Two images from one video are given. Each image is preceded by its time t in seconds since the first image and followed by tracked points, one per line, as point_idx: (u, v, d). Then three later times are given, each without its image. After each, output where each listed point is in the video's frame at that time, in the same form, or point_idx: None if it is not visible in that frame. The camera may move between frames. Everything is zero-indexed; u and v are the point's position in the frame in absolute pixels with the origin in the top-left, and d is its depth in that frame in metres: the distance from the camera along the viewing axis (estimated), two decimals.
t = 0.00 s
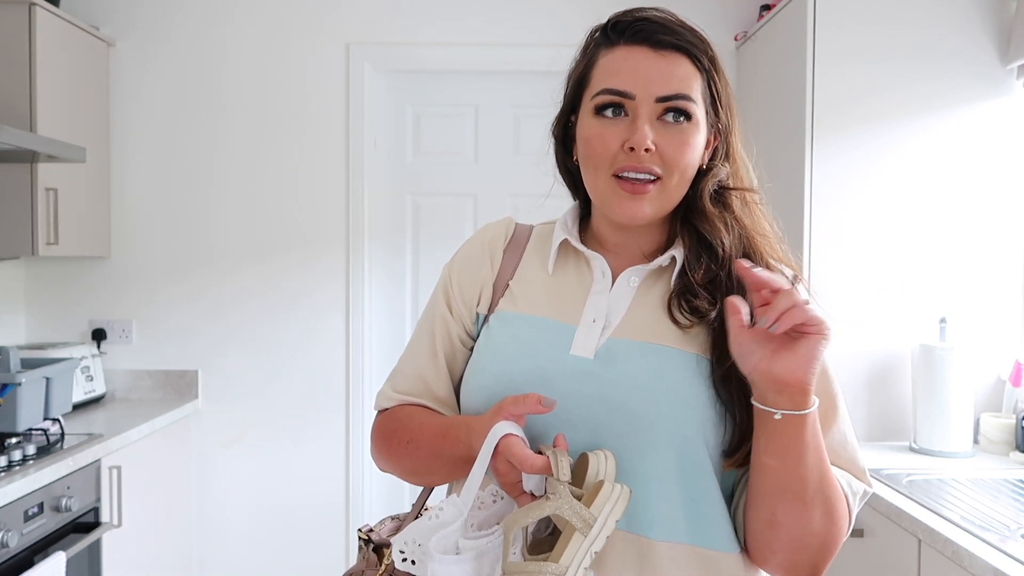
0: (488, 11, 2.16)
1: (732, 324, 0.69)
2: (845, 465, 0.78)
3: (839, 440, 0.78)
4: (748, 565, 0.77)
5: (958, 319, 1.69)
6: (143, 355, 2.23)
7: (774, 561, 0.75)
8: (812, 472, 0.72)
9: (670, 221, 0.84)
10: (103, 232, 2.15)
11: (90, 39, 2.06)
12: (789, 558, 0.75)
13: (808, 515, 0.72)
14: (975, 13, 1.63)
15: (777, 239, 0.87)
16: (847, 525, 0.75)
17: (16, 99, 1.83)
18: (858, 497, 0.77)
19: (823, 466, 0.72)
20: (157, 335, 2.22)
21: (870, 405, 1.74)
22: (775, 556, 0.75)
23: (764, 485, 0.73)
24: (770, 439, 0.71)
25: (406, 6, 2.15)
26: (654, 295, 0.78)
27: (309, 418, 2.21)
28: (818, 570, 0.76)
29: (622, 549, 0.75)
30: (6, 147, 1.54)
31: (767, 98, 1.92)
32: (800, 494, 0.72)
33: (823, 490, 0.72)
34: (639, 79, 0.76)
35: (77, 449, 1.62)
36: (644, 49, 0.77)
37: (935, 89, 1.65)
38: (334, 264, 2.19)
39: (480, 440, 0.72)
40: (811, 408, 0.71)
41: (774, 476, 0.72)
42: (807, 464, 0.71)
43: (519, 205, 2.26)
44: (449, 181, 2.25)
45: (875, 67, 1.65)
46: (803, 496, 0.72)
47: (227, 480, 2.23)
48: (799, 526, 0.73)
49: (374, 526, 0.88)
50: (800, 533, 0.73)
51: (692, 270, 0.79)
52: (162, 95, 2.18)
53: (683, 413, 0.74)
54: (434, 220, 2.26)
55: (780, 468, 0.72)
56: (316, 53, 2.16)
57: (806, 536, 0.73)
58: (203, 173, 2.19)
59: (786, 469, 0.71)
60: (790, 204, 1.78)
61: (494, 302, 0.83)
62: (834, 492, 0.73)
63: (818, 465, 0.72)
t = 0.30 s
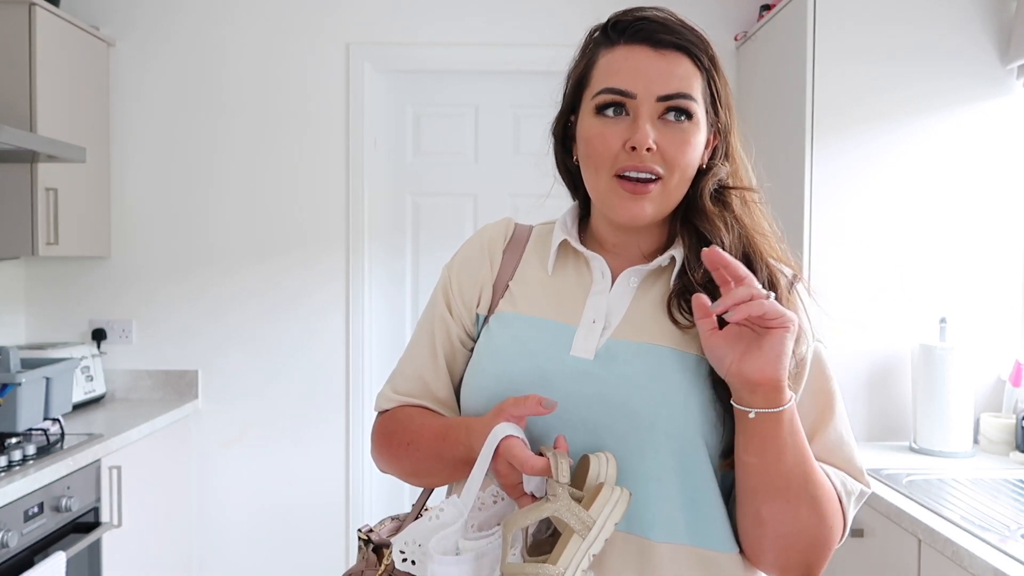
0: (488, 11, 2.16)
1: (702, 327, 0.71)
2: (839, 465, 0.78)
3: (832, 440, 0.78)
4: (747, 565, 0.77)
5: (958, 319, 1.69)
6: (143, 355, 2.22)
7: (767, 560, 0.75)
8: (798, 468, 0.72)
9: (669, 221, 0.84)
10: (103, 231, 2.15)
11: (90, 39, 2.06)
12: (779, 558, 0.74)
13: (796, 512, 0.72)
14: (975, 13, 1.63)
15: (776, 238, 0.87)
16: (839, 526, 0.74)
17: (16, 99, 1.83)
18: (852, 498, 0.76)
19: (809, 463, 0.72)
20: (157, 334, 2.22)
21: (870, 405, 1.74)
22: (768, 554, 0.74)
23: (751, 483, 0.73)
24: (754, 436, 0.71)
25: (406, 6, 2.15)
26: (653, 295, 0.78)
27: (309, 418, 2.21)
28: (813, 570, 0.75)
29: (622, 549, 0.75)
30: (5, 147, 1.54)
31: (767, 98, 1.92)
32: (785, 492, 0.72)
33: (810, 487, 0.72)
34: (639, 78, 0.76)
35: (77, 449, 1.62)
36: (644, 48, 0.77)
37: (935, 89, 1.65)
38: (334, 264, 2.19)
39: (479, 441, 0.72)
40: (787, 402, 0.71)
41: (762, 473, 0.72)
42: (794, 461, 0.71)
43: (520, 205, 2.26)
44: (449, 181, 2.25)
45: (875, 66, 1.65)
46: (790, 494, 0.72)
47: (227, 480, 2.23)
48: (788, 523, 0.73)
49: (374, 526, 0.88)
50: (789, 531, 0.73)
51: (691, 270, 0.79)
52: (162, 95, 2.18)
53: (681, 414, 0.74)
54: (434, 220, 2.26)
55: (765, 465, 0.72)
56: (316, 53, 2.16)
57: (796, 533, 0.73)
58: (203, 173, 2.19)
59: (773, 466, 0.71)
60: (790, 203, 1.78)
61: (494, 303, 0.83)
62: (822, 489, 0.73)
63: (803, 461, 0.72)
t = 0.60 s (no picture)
0: (488, 11, 2.16)
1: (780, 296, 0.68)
2: (848, 465, 0.78)
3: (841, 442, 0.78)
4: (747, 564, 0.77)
5: (958, 319, 1.69)
6: (143, 355, 2.22)
7: (774, 559, 0.75)
8: (817, 469, 0.72)
9: (669, 221, 0.83)
10: (103, 231, 2.15)
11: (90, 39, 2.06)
12: (784, 556, 0.75)
13: (809, 514, 0.73)
14: (975, 13, 1.63)
15: (777, 241, 0.86)
16: (845, 527, 0.75)
17: (16, 99, 1.83)
18: (860, 498, 0.77)
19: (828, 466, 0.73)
20: (157, 334, 2.22)
21: (870, 405, 1.74)
22: (772, 551, 0.75)
23: (771, 481, 0.73)
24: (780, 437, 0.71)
25: (406, 6, 2.15)
26: (653, 296, 0.78)
27: (309, 418, 2.21)
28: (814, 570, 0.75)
29: (620, 549, 0.75)
30: (5, 147, 1.54)
31: (767, 98, 1.92)
32: (798, 488, 0.72)
33: (826, 489, 0.72)
34: (627, 77, 0.76)
35: (77, 449, 1.62)
36: (633, 47, 0.77)
37: (935, 89, 1.65)
38: (334, 264, 2.19)
39: (478, 440, 0.72)
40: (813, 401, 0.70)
41: (785, 473, 0.72)
42: (814, 463, 0.72)
43: (519, 205, 2.26)
44: (449, 181, 2.25)
45: (875, 67, 1.65)
46: (808, 495, 0.72)
47: (227, 480, 2.23)
48: (799, 524, 0.73)
49: (374, 526, 0.88)
50: (801, 532, 0.73)
51: (690, 273, 0.78)
52: (161, 95, 2.18)
53: (682, 415, 0.74)
54: (434, 220, 2.26)
55: (786, 464, 0.72)
56: (316, 53, 2.16)
57: (805, 535, 0.73)
58: (203, 173, 2.19)
59: (796, 465, 0.72)
60: (790, 203, 1.78)
61: (494, 302, 0.83)
62: (837, 492, 0.73)
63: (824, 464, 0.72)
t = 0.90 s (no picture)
0: (488, 11, 2.16)
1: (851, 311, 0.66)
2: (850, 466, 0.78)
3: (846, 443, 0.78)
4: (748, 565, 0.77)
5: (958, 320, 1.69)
6: (143, 355, 2.22)
7: (776, 558, 0.75)
8: (829, 474, 0.72)
9: (670, 222, 0.83)
10: (103, 231, 2.15)
11: (90, 39, 2.06)
12: (790, 557, 0.75)
13: (816, 517, 0.73)
14: (975, 13, 1.63)
15: (778, 239, 0.86)
16: (848, 528, 0.75)
17: (16, 99, 1.83)
18: (860, 498, 0.77)
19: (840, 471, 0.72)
20: (157, 334, 2.22)
21: (870, 405, 1.74)
22: (777, 553, 0.75)
23: (784, 484, 0.72)
24: (798, 443, 0.71)
25: (406, 6, 2.15)
26: (655, 295, 0.78)
27: (309, 418, 2.21)
28: (817, 570, 0.76)
29: (621, 549, 0.75)
30: (5, 147, 1.54)
31: (767, 98, 1.92)
32: (808, 490, 0.72)
33: (835, 494, 0.72)
34: (625, 78, 0.76)
35: (77, 449, 1.63)
36: (631, 48, 0.77)
37: (935, 89, 1.65)
38: (334, 264, 2.19)
39: (479, 440, 0.72)
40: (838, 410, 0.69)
41: (799, 477, 0.72)
42: (827, 469, 0.71)
43: (519, 205, 2.26)
44: (449, 181, 2.25)
45: (875, 67, 1.65)
46: (817, 499, 0.72)
47: (227, 480, 2.23)
48: (805, 526, 0.73)
49: (375, 525, 0.88)
50: (806, 534, 0.73)
51: (690, 274, 0.78)
52: (162, 95, 2.18)
53: (683, 415, 0.74)
54: (434, 220, 2.26)
55: (798, 468, 0.71)
56: (316, 53, 2.16)
57: (810, 537, 0.73)
58: (203, 172, 2.19)
59: (809, 470, 0.71)
60: (790, 203, 1.78)
61: (495, 302, 0.83)
62: (845, 497, 0.73)
63: (838, 470, 0.72)
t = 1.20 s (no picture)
0: (488, 11, 2.15)
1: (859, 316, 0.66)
2: (852, 468, 0.78)
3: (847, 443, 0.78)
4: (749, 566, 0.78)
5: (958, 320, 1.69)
6: (143, 355, 2.22)
7: (777, 561, 0.75)
8: (832, 477, 0.72)
9: (670, 223, 0.83)
10: (103, 231, 2.15)
11: (90, 39, 2.06)
12: (791, 558, 0.75)
13: (818, 520, 0.73)
14: (975, 13, 1.63)
15: (780, 240, 0.86)
16: (851, 531, 0.75)
17: (16, 99, 1.83)
18: (862, 500, 0.77)
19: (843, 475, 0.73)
20: (157, 334, 2.22)
21: (870, 405, 1.74)
22: (779, 554, 0.75)
23: (787, 487, 0.72)
24: (801, 447, 0.71)
25: (406, 6, 2.15)
26: (657, 296, 0.78)
27: (309, 418, 2.21)
28: (818, 572, 0.76)
29: (622, 549, 0.75)
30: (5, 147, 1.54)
31: (767, 98, 1.92)
32: (811, 493, 0.72)
33: (837, 498, 0.72)
34: (624, 83, 0.76)
35: (77, 449, 1.62)
36: (630, 52, 0.77)
37: (935, 89, 1.65)
38: (334, 264, 2.19)
39: (481, 440, 0.72)
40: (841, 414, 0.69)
41: (801, 480, 0.72)
42: (830, 472, 0.71)
43: (519, 205, 2.26)
44: (449, 180, 2.25)
45: (875, 67, 1.65)
46: (820, 502, 0.72)
47: (227, 480, 2.23)
48: (807, 529, 0.73)
49: (375, 525, 0.88)
50: (807, 536, 0.74)
51: (691, 276, 0.78)
52: (162, 95, 2.17)
53: (684, 416, 0.74)
54: (434, 220, 2.26)
55: (801, 470, 0.71)
56: (315, 53, 2.16)
57: (811, 540, 0.74)
58: (203, 172, 2.18)
59: (812, 473, 0.71)
60: (790, 203, 1.78)
61: (496, 302, 0.83)
62: (847, 500, 0.73)
63: (840, 473, 0.72)
